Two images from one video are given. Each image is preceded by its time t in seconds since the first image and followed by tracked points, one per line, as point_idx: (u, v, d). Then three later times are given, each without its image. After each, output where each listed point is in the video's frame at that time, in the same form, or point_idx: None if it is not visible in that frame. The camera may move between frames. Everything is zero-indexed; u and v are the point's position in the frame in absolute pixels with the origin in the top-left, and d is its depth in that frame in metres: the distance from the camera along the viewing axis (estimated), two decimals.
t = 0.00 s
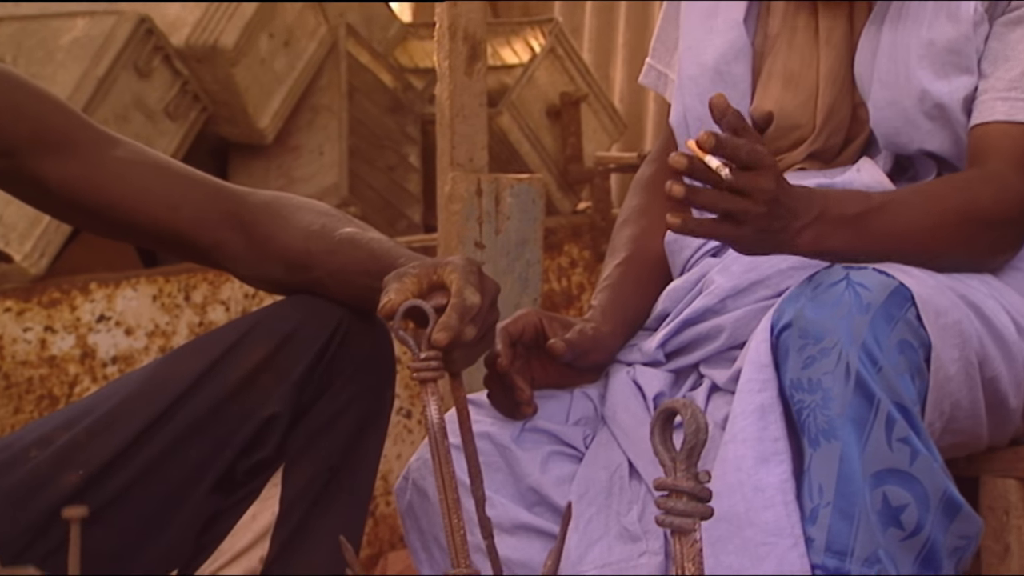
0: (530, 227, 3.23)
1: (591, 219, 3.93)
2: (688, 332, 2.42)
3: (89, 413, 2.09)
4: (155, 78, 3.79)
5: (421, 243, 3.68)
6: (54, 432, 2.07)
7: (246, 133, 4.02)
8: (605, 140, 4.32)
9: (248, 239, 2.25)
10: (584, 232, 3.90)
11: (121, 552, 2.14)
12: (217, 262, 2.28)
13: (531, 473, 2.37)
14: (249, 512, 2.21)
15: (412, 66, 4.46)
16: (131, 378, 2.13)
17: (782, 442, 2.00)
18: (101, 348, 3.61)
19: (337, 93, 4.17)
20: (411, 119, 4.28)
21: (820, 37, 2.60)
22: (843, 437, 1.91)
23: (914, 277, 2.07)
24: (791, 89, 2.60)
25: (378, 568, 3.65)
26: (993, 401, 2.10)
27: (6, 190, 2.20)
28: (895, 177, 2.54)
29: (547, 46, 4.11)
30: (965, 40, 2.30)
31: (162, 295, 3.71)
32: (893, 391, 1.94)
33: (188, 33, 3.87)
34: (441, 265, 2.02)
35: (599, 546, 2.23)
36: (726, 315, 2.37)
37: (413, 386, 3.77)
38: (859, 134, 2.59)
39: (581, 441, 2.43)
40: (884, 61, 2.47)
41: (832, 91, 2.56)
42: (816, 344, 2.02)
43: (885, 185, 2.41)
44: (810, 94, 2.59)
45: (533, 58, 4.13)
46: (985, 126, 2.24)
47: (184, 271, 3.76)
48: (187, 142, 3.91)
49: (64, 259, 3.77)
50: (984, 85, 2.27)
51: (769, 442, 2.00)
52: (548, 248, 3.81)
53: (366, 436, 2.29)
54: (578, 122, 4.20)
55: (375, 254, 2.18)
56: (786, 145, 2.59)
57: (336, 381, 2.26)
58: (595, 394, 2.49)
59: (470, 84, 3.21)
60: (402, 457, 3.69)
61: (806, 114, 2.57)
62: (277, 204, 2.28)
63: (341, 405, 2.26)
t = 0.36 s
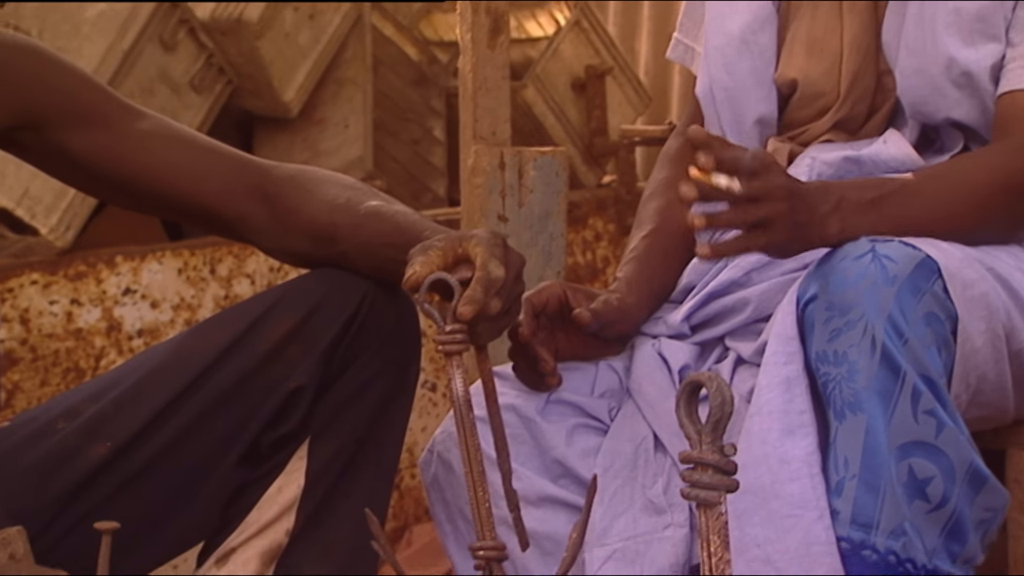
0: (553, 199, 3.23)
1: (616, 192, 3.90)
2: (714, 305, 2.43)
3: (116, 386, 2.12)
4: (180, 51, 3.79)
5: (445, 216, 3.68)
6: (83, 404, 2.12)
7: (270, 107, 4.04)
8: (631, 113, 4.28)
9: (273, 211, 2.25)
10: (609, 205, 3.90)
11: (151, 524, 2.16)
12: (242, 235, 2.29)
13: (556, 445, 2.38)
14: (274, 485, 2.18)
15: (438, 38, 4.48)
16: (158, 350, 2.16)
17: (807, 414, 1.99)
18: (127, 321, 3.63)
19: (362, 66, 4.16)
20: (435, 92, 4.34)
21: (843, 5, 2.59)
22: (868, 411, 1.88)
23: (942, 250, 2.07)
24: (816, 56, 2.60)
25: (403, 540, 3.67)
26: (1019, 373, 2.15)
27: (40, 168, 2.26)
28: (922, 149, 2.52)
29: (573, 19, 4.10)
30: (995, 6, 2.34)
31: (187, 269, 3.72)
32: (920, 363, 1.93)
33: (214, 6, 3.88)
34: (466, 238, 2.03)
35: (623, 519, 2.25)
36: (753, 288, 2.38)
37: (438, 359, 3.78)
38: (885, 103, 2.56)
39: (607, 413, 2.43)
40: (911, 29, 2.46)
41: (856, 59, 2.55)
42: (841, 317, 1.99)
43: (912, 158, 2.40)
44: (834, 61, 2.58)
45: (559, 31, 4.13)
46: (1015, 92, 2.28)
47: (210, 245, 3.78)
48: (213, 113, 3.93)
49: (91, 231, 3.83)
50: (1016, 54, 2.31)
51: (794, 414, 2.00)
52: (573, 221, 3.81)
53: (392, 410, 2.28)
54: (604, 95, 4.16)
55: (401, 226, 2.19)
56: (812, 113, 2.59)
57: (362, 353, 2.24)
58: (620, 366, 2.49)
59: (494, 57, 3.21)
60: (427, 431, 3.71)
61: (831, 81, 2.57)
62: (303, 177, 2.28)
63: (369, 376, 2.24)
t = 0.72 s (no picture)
0: (576, 174, 3.24)
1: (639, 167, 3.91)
2: (737, 277, 2.44)
3: (141, 360, 2.14)
4: (205, 26, 3.83)
5: (468, 191, 3.69)
6: (107, 379, 2.14)
7: (294, 82, 4.05)
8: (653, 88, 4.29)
9: (300, 185, 2.27)
10: (632, 180, 3.89)
11: (178, 499, 2.18)
12: (268, 209, 2.30)
13: (574, 415, 2.42)
14: (300, 459, 2.16)
15: (463, 14, 4.50)
16: (184, 324, 2.18)
17: (822, 385, 2.05)
18: (151, 296, 3.65)
19: (386, 41, 4.16)
20: (459, 68, 4.30)
21: None
22: (884, 379, 1.91)
23: (962, 226, 2.07)
24: (847, 30, 2.66)
25: (426, 515, 3.70)
26: None
27: (64, 144, 2.27)
28: (947, 123, 2.51)
29: None
30: None
31: (212, 244, 3.75)
32: (935, 333, 1.94)
33: None
34: (499, 207, 2.03)
35: (641, 489, 2.30)
36: (775, 262, 2.39)
37: (461, 334, 3.79)
38: (911, 76, 2.57)
39: (626, 382, 2.45)
40: None
41: (886, 31, 2.57)
42: (855, 287, 2.01)
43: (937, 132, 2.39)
44: (867, 31, 2.61)
45: (582, 6, 4.15)
46: None
47: (233, 220, 3.80)
48: (238, 88, 3.95)
49: (117, 204, 3.90)
50: None
51: (810, 385, 2.06)
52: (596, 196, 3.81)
53: (416, 384, 2.27)
54: (626, 70, 4.20)
55: (429, 200, 2.21)
56: (844, 85, 2.64)
57: (385, 327, 2.23)
58: (640, 335, 2.51)
59: (517, 31, 3.21)
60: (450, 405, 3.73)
61: (862, 55, 2.61)
62: (329, 151, 2.30)
63: (393, 349, 2.23)
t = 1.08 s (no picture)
0: (600, 151, 3.22)
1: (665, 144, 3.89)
2: (765, 256, 2.45)
3: (167, 338, 2.14)
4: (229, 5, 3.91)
5: (493, 168, 3.69)
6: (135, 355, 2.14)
7: (317, 59, 4.08)
8: (680, 66, 4.24)
9: (325, 162, 2.27)
10: (658, 157, 3.87)
11: (201, 476, 2.16)
12: (294, 186, 2.30)
13: (603, 393, 2.44)
14: (326, 435, 2.16)
15: None
16: (210, 301, 2.18)
17: (849, 362, 2.06)
18: (177, 273, 3.67)
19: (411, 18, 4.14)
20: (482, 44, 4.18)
21: None
22: (911, 357, 1.94)
23: (991, 200, 2.06)
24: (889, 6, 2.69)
25: (451, 491, 3.72)
26: None
27: (90, 120, 2.27)
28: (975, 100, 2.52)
29: None
30: None
31: (237, 222, 3.70)
32: (961, 310, 1.95)
33: None
34: (520, 188, 2.04)
35: (670, 467, 2.32)
36: (804, 242, 2.42)
37: (487, 312, 3.80)
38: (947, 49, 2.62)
39: (654, 361, 2.48)
40: None
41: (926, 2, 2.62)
42: (883, 265, 2.05)
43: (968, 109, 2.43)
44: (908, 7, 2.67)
45: None
46: None
47: (260, 198, 3.73)
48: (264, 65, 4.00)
49: (142, 182, 3.90)
50: None
51: (836, 363, 2.07)
52: (621, 173, 3.81)
53: (442, 361, 2.24)
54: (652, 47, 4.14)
55: (452, 177, 2.20)
56: (883, 60, 2.68)
57: (411, 304, 2.21)
58: (666, 314, 2.52)
59: (541, 9, 3.22)
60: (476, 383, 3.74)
61: (903, 30, 2.66)
62: (353, 129, 2.29)
63: (420, 325, 2.21)
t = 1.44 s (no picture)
0: (623, 123, 3.21)
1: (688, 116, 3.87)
2: (789, 228, 2.46)
3: (190, 310, 2.15)
4: None
5: (516, 140, 3.68)
6: (158, 327, 2.15)
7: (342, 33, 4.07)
8: (704, 38, 4.22)
9: (345, 134, 2.27)
10: (681, 129, 3.86)
11: (223, 448, 2.16)
12: (315, 159, 2.30)
13: (626, 364, 2.45)
14: (348, 408, 2.14)
15: None
16: (233, 274, 2.18)
17: (873, 334, 2.17)
18: (200, 246, 3.69)
19: None
20: (505, 16, 4.19)
21: None
22: (936, 329, 2.04)
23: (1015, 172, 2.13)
24: None
25: (474, 464, 3.72)
26: None
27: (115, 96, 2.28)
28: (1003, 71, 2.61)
29: None
30: None
31: (260, 194, 3.72)
32: (987, 283, 2.02)
33: None
34: (539, 159, 2.03)
35: (693, 439, 2.33)
36: (827, 214, 2.43)
37: (510, 285, 3.81)
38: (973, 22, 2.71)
39: (677, 332, 2.48)
40: None
41: None
42: (909, 237, 2.14)
43: (995, 81, 2.50)
44: None
45: None
46: None
47: (282, 169, 3.74)
48: (285, 37, 3.98)
49: (164, 154, 3.90)
50: None
51: (861, 335, 2.18)
52: (645, 146, 3.79)
53: (465, 336, 2.23)
54: (675, 19, 4.14)
55: (472, 148, 2.20)
56: (911, 32, 2.80)
57: (434, 277, 2.20)
58: (690, 285, 2.52)
59: None
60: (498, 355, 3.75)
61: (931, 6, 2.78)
62: (373, 101, 2.30)
63: (442, 298, 2.20)
